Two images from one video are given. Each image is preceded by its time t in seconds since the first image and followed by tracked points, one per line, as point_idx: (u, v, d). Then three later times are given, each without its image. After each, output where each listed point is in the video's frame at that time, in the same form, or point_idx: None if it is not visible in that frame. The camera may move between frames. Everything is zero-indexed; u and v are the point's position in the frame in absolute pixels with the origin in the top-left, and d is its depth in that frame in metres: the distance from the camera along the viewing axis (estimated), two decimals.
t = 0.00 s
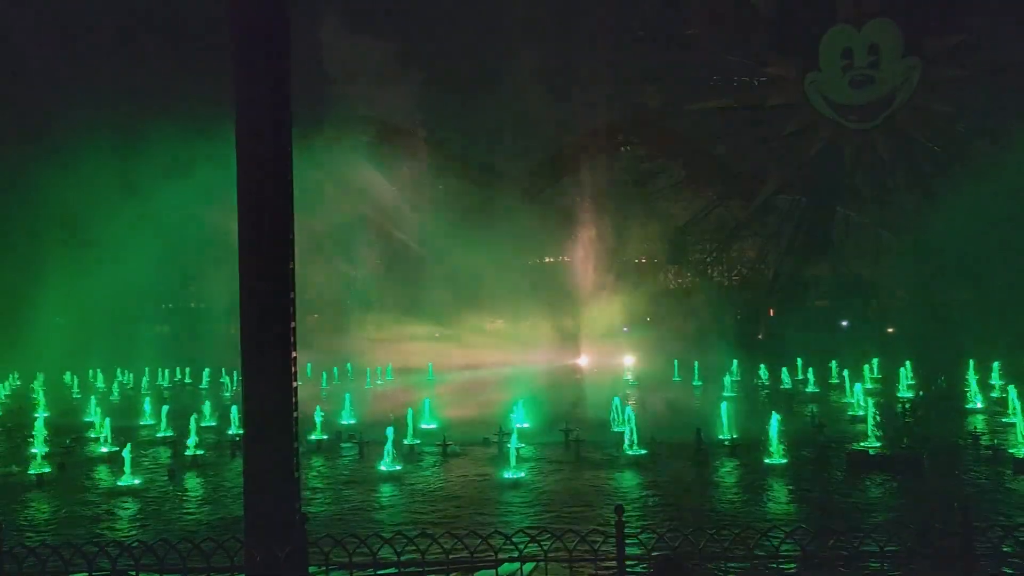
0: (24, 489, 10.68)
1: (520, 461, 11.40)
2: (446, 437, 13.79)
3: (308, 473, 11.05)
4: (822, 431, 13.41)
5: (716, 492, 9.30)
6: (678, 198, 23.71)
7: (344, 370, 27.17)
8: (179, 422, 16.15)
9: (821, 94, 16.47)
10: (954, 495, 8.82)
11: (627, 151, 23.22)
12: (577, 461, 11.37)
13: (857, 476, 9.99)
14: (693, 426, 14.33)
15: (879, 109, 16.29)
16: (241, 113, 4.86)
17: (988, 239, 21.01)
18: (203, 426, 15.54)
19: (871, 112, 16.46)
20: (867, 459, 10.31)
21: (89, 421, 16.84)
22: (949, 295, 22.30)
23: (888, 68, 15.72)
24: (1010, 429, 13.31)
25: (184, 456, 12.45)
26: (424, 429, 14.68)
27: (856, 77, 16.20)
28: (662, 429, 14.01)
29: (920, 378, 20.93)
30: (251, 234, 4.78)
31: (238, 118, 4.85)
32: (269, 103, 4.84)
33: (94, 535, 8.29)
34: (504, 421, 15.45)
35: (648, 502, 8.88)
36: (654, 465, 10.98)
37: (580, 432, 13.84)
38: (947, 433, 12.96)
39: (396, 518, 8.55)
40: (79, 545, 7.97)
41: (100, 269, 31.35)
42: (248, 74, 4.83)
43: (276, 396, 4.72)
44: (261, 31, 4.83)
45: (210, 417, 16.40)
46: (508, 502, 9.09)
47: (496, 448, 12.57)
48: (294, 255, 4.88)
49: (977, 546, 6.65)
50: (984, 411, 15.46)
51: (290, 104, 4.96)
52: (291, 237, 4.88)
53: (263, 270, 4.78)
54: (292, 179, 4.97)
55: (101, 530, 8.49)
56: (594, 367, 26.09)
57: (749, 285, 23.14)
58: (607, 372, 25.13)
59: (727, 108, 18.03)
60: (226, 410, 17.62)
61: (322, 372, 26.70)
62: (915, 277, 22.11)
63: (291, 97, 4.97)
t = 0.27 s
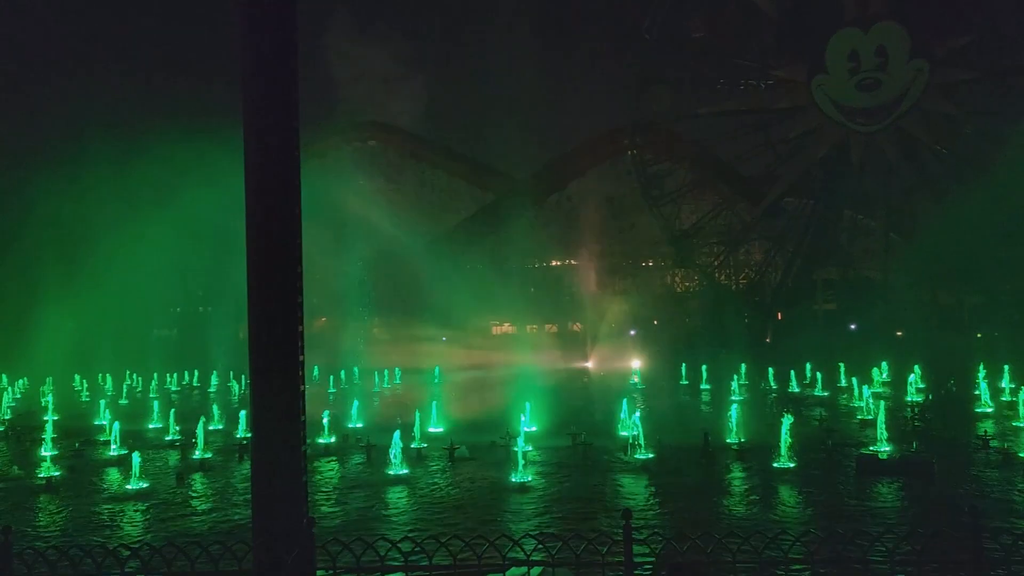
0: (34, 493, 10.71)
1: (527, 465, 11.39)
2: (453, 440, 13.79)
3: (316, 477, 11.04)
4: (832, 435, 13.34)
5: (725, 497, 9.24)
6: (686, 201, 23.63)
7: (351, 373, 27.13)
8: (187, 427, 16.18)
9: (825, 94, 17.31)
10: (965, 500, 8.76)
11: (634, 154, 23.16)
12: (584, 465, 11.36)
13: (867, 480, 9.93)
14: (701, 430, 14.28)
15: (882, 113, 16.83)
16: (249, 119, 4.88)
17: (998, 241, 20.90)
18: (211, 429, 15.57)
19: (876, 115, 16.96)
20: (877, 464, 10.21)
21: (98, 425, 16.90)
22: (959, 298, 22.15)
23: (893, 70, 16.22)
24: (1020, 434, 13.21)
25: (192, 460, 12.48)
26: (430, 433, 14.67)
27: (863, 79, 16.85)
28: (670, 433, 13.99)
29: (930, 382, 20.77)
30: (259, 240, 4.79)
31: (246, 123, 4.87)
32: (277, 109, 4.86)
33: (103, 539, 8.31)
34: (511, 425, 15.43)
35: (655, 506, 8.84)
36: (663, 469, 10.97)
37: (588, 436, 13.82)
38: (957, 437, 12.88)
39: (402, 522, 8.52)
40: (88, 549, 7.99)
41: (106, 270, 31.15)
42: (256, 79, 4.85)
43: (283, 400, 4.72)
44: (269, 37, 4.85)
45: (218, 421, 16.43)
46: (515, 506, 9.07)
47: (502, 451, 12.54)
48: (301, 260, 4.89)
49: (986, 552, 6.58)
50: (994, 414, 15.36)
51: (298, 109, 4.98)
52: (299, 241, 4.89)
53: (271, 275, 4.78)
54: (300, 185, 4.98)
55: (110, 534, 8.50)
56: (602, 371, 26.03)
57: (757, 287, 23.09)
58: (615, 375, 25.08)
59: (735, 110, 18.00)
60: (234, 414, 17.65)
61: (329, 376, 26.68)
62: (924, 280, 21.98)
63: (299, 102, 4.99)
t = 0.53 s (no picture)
0: (42, 496, 10.75)
1: (533, 468, 11.38)
2: (459, 444, 13.78)
3: (323, 481, 11.05)
4: (839, 440, 13.29)
5: (731, 502, 9.20)
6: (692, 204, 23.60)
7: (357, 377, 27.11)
8: (194, 430, 16.24)
9: (834, 98, 17.06)
10: (974, 505, 8.70)
11: (640, 157, 23.14)
12: (590, 469, 11.34)
13: (875, 485, 9.88)
14: (708, 434, 14.25)
15: (891, 114, 16.55)
16: (256, 123, 4.90)
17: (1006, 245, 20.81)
18: (218, 433, 15.61)
19: (886, 117, 16.68)
20: (885, 468, 10.16)
21: (105, 428, 16.97)
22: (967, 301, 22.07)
23: (901, 73, 16.15)
24: None
25: (199, 463, 12.51)
26: (436, 437, 14.66)
27: (871, 82, 16.59)
28: (676, 437, 13.97)
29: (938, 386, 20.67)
30: (266, 244, 4.81)
31: (253, 127, 4.90)
32: (283, 113, 4.88)
33: (110, 541, 8.34)
34: (518, 429, 15.41)
35: (662, 511, 8.81)
36: (670, 473, 10.95)
37: (595, 439, 13.79)
38: (966, 442, 12.81)
39: (408, 527, 8.49)
40: (95, 551, 8.02)
41: (100, 266, 31.80)
42: (263, 84, 4.88)
43: (289, 405, 4.73)
44: (276, 42, 4.87)
45: (225, 425, 16.47)
46: (520, 510, 9.05)
47: (509, 456, 12.52)
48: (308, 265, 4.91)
49: (994, 557, 6.52)
50: (1003, 418, 15.27)
51: (305, 115, 5.00)
52: (306, 246, 4.90)
53: (278, 280, 4.80)
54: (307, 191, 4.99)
55: (116, 538, 8.52)
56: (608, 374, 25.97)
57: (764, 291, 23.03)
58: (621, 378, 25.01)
59: (741, 113, 17.99)
60: (241, 417, 17.69)
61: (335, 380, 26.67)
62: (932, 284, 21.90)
63: (306, 107, 5.01)
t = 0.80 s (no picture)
0: (47, 500, 10.76)
1: (538, 472, 11.36)
2: (464, 448, 13.76)
3: (328, 485, 11.04)
4: (844, 444, 13.25)
5: (737, 506, 9.16)
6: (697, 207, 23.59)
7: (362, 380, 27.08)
8: (200, 433, 16.26)
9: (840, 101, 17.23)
10: (980, 509, 8.67)
11: (645, 160, 23.13)
12: (595, 473, 11.31)
13: (882, 489, 9.84)
14: (713, 438, 14.22)
15: (896, 118, 16.87)
16: (261, 126, 4.92)
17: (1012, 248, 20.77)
18: (223, 436, 15.62)
19: (893, 119, 16.93)
20: (891, 472, 10.12)
21: (110, 432, 16.99)
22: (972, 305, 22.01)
23: (908, 75, 16.44)
24: None
25: (204, 467, 12.52)
26: (441, 441, 14.64)
27: (876, 85, 16.87)
28: (681, 441, 13.94)
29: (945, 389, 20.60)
30: (271, 249, 4.81)
31: (258, 130, 4.90)
32: (289, 118, 4.90)
33: (116, 546, 8.33)
34: (522, 433, 15.39)
35: (668, 515, 8.78)
36: (675, 477, 10.93)
37: (599, 444, 13.77)
38: (972, 446, 12.77)
39: (413, 531, 8.48)
40: (101, 555, 8.03)
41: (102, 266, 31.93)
42: (269, 87, 4.89)
43: (293, 410, 4.74)
44: (280, 49, 4.88)
45: (230, 428, 16.49)
46: (526, 514, 9.02)
47: (513, 460, 12.50)
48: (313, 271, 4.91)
49: (1001, 561, 6.48)
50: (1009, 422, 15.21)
51: (310, 121, 5.01)
52: (310, 252, 4.91)
53: (282, 285, 4.81)
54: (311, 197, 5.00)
55: (122, 541, 8.52)
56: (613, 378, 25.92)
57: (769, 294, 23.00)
58: (627, 382, 24.96)
59: (746, 116, 17.97)
60: (246, 421, 17.70)
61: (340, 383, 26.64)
62: (937, 287, 21.84)
63: (311, 113, 5.02)
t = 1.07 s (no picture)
0: (53, 503, 10.78)
1: (542, 477, 11.33)
2: (468, 453, 13.74)
3: (332, 489, 11.03)
4: (850, 449, 13.19)
5: (742, 511, 9.11)
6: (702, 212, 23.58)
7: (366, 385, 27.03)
8: (205, 437, 16.29)
9: (845, 105, 17.27)
10: (987, 515, 8.61)
11: (649, 164, 23.11)
12: (600, 478, 11.28)
13: (888, 494, 9.78)
14: (718, 442, 14.17)
15: (901, 120, 16.97)
16: (268, 129, 4.93)
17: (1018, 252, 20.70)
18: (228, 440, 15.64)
19: (898, 123, 17.04)
20: (897, 477, 10.07)
21: (116, 436, 17.03)
22: (979, 310, 21.94)
23: (913, 79, 16.52)
24: None
25: (209, 471, 12.54)
26: (445, 445, 14.62)
27: (881, 89, 16.99)
28: (686, 445, 13.90)
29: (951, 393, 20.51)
30: (275, 253, 4.82)
31: (264, 133, 4.92)
32: (295, 120, 4.91)
33: (121, 550, 8.33)
34: (527, 438, 15.36)
35: (673, 520, 8.74)
36: (679, 482, 10.89)
37: (604, 448, 13.73)
38: (979, 451, 12.69)
39: (418, 536, 8.45)
40: (106, 558, 8.04)
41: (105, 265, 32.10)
42: (275, 90, 4.91)
43: (297, 413, 4.73)
44: (286, 54, 4.90)
45: (235, 432, 16.51)
46: (531, 519, 8.99)
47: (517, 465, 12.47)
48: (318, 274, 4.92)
49: (1009, 566, 6.43)
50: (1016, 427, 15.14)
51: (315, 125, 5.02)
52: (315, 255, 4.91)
53: (286, 289, 4.81)
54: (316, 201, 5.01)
55: (126, 545, 8.52)
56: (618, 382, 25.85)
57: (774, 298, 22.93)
58: (632, 386, 24.90)
59: (751, 120, 17.96)
60: (250, 425, 17.72)
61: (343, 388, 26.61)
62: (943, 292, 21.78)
63: (316, 117, 5.03)
